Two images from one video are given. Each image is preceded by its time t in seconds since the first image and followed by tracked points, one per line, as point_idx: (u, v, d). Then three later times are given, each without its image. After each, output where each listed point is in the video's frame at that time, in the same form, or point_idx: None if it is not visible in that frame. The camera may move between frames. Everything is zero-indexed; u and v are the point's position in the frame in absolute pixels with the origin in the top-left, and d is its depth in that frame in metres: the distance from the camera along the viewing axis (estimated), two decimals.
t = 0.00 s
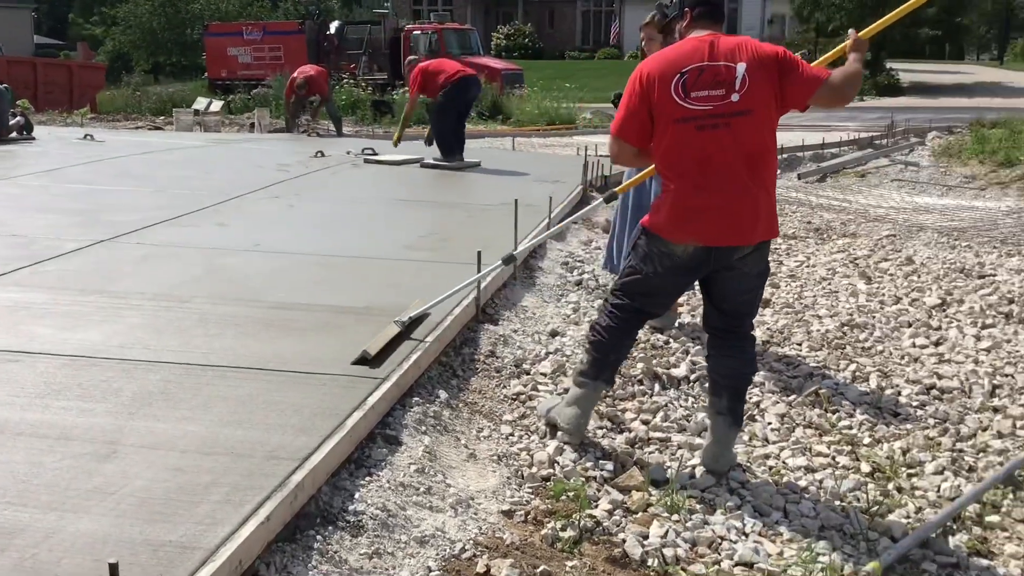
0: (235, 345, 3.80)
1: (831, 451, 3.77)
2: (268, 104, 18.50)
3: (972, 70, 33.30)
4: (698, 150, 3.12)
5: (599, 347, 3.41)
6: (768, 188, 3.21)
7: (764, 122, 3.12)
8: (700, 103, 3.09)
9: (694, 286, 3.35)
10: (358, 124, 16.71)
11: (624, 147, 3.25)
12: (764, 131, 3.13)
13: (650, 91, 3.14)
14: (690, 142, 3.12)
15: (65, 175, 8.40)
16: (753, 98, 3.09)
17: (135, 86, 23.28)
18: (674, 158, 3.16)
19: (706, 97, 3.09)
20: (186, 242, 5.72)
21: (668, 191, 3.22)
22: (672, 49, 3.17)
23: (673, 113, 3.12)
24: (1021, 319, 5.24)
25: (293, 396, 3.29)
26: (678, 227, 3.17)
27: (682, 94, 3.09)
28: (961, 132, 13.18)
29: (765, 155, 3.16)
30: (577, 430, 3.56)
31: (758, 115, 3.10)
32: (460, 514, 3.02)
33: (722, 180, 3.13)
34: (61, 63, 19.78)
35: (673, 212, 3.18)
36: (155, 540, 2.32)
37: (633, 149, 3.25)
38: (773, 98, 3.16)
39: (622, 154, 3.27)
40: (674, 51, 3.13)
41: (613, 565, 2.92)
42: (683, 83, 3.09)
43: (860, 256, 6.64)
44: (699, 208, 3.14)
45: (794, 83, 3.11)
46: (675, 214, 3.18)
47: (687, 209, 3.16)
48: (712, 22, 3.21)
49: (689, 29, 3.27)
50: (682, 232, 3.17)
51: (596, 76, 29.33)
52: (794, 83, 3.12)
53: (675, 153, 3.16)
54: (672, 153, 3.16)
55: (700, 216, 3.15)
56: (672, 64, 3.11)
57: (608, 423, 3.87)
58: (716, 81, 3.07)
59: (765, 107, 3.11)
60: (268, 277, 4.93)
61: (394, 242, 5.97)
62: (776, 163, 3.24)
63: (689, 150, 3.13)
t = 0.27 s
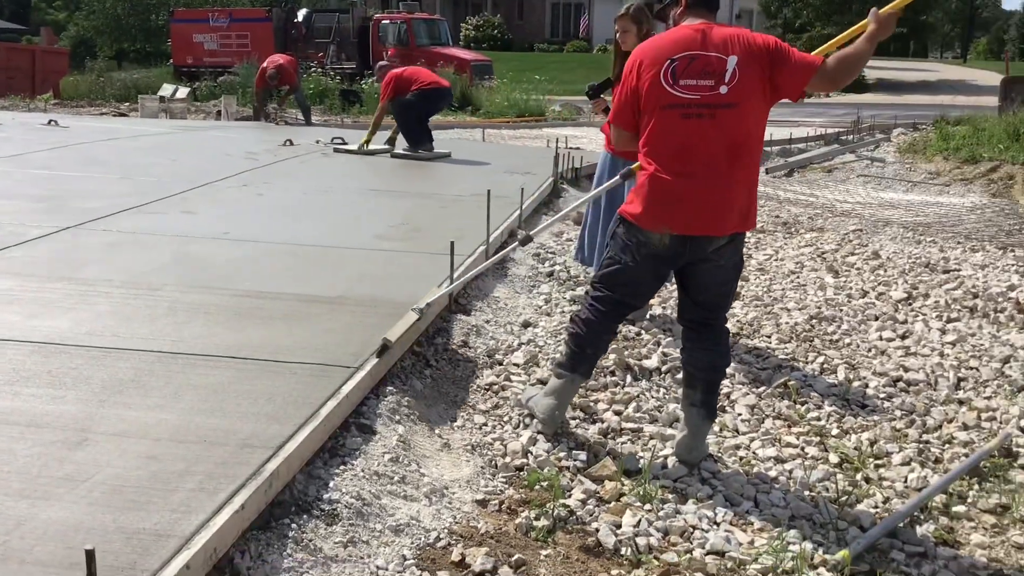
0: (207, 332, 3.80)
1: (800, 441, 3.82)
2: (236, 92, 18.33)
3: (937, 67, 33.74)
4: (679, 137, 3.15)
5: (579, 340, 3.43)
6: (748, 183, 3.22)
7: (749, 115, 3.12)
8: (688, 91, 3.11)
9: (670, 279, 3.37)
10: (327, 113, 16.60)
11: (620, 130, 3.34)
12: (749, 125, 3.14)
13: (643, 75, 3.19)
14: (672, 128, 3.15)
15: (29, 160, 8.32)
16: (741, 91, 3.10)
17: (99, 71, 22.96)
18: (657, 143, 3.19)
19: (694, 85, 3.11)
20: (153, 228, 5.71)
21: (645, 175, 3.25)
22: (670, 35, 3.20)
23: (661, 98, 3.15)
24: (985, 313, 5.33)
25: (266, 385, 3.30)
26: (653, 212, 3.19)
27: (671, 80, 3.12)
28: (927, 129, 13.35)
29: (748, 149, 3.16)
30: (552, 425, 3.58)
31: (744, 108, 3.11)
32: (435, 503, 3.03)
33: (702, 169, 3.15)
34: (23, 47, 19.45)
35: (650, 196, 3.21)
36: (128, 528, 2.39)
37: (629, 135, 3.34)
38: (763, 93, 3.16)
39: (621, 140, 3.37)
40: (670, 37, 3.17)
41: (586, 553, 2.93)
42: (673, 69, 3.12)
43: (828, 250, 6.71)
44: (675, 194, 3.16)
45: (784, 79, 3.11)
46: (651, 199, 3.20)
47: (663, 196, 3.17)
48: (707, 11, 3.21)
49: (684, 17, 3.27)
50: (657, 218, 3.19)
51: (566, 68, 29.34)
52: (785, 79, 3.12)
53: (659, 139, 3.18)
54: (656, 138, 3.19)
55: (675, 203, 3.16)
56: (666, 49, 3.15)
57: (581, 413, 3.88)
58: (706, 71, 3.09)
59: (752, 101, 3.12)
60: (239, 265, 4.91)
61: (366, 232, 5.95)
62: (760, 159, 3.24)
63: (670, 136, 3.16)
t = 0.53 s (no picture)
0: (184, 328, 3.78)
1: (775, 439, 3.85)
2: (212, 86, 18.18)
3: (911, 69, 34.14)
4: (662, 136, 3.15)
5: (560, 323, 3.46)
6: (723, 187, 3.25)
7: (732, 122, 3.15)
8: (675, 91, 3.11)
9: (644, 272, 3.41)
10: (304, 108, 16.51)
11: (604, 119, 3.32)
12: (731, 131, 3.16)
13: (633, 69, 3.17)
14: (656, 127, 3.15)
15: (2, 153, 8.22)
16: (727, 98, 3.11)
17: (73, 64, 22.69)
18: (638, 139, 3.20)
19: (682, 86, 3.11)
20: (129, 223, 5.66)
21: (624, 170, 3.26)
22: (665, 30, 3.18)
23: (648, 94, 3.15)
24: (957, 312, 5.40)
25: (243, 381, 3.29)
26: (628, 206, 3.22)
27: (660, 78, 3.12)
28: (901, 130, 13.50)
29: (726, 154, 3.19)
30: (545, 414, 3.62)
31: (727, 114, 3.12)
32: (412, 500, 3.04)
33: (680, 170, 3.17)
34: None
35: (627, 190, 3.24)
36: (104, 524, 2.38)
37: (614, 125, 3.32)
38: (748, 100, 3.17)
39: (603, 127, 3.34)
40: (665, 34, 3.15)
41: (563, 550, 2.95)
42: (664, 67, 3.11)
43: (803, 250, 6.77)
44: (651, 192, 3.19)
45: (771, 89, 3.12)
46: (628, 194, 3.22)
47: (640, 192, 3.20)
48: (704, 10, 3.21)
49: (682, 14, 3.27)
50: (631, 213, 3.22)
51: (545, 66, 29.36)
52: (772, 89, 3.13)
53: (641, 135, 3.19)
54: (639, 133, 3.20)
55: (650, 199, 3.19)
56: (660, 45, 3.13)
57: (559, 411, 3.89)
58: (694, 74, 3.09)
59: (737, 108, 3.14)
60: (215, 260, 4.88)
61: (344, 228, 5.93)
62: (738, 164, 3.26)
63: (654, 134, 3.16)
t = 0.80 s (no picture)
0: (173, 332, 3.78)
1: (763, 444, 3.87)
2: (202, 91, 18.15)
3: (898, 75, 34.41)
4: (652, 140, 3.19)
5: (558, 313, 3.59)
6: (706, 190, 3.31)
7: (717, 126, 3.22)
8: (665, 95, 3.15)
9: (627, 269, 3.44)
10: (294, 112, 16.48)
11: (590, 120, 3.25)
12: (716, 135, 3.23)
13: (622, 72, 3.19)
14: (646, 130, 3.18)
15: None
16: (713, 103, 3.18)
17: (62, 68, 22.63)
18: (627, 143, 3.22)
19: (671, 91, 3.15)
20: (117, 227, 5.65)
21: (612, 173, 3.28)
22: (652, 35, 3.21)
23: (637, 98, 3.17)
24: (944, 318, 5.43)
25: (232, 386, 3.28)
26: (617, 210, 3.25)
27: (651, 81, 3.15)
28: (888, 136, 13.59)
29: (711, 158, 3.26)
30: (567, 403, 3.79)
31: (713, 119, 3.19)
32: (401, 505, 3.04)
33: (668, 174, 3.21)
34: None
35: (615, 194, 3.26)
36: (92, 529, 2.38)
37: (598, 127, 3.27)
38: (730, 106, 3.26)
39: (587, 130, 3.27)
40: (653, 39, 3.18)
41: (551, 555, 2.96)
42: (654, 71, 3.14)
43: (791, 255, 6.80)
44: (640, 195, 3.22)
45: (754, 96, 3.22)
46: (617, 197, 3.25)
47: (628, 195, 3.23)
48: (687, 16, 3.25)
49: (665, 20, 3.29)
50: (619, 216, 3.25)
51: (535, 71, 29.42)
52: (753, 97, 3.24)
53: (631, 138, 3.21)
54: (627, 137, 3.22)
55: (640, 203, 3.22)
56: (650, 49, 3.16)
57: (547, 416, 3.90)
58: (684, 79, 3.14)
59: (721, 113, 3.21)
60: (204, 265, 4.88)
61: (333, 233, 5.93)
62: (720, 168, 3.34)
63: (644, 138, 3.19)
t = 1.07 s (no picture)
0: (177, 338, 3.79)
1: (767, 449, 3.86)
2: (207, 97, 18.22)
3: (902, 80, 34.47)
4: (645, 149, 3.27)
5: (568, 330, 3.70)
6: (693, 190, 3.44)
7: (699, 129, 3.35)
8: (653, 103, 3.24)
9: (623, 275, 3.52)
10: (298, 119, 16.51)
11: (585, 134, 3.26)
12: (699, 136, 3.36)
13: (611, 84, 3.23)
14: (638, 140, 3.27)
15: None
16: (695, 106, 3.30)
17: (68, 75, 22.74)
18: (621, 153, 3.29)
19: (658, 98, 3.24)
20: (122, 233, 5.67)
21: (608, 184, 3.34)
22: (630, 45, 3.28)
23: (628, 108, 3.24)
24: (948, 322, 5.43)
25: (236, 391, 3.30)
26: (618, 219, 3.33)
27: (639, 91, 3.22)
28: (892, 141, 13.59)
29: (697, 159, 3.39)
30: (578, 409, 3.92)
31: (697, 122, 3.32)
32: (405, 509, 3.04)
33: (661, 179, 3.31)
34: None
35: (614, 204, 3.33)
36: (97, 533, 2.38)
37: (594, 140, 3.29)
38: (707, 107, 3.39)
39: (583, 143, 3.28)
40: (634, 49, 3.25)
41: (554, 559, 2.96)
42: (642, 81, 3.21)
43: (795, 260, 6.80)
44: (639, 202, 3.31)
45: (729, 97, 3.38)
46: (617, 207, 3.32)
47: (625, 205, 3.31)
48: (664, 26, 3.34)
49: (641, 31, 3.37)
50: (620, 225, 3.33)
51: (540, 77, 29.47)
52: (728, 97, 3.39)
53: (625, 148, 3.28)
54: (621, 148, 3.29)
55: (640, 210, 3.31)
56: (635, 60, 3.22)
57: (551, 421, 3.90)
58: (669, 85, 3.24)
59: (703, 116, 3.34)
60: (209, 270, 4.90)
61: (337, 238, 5.94)
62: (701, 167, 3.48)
63: (638, 147, 3.27)
